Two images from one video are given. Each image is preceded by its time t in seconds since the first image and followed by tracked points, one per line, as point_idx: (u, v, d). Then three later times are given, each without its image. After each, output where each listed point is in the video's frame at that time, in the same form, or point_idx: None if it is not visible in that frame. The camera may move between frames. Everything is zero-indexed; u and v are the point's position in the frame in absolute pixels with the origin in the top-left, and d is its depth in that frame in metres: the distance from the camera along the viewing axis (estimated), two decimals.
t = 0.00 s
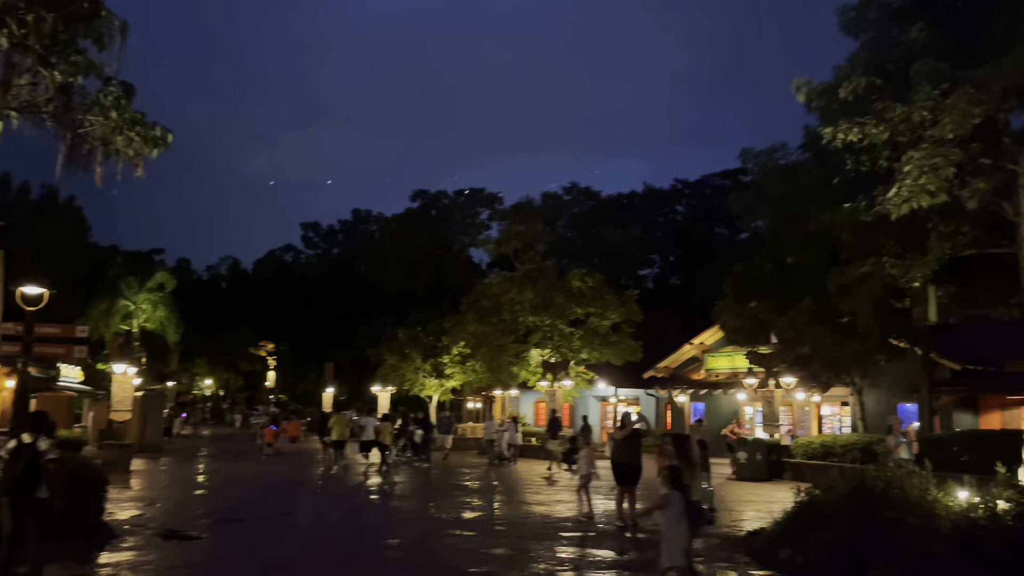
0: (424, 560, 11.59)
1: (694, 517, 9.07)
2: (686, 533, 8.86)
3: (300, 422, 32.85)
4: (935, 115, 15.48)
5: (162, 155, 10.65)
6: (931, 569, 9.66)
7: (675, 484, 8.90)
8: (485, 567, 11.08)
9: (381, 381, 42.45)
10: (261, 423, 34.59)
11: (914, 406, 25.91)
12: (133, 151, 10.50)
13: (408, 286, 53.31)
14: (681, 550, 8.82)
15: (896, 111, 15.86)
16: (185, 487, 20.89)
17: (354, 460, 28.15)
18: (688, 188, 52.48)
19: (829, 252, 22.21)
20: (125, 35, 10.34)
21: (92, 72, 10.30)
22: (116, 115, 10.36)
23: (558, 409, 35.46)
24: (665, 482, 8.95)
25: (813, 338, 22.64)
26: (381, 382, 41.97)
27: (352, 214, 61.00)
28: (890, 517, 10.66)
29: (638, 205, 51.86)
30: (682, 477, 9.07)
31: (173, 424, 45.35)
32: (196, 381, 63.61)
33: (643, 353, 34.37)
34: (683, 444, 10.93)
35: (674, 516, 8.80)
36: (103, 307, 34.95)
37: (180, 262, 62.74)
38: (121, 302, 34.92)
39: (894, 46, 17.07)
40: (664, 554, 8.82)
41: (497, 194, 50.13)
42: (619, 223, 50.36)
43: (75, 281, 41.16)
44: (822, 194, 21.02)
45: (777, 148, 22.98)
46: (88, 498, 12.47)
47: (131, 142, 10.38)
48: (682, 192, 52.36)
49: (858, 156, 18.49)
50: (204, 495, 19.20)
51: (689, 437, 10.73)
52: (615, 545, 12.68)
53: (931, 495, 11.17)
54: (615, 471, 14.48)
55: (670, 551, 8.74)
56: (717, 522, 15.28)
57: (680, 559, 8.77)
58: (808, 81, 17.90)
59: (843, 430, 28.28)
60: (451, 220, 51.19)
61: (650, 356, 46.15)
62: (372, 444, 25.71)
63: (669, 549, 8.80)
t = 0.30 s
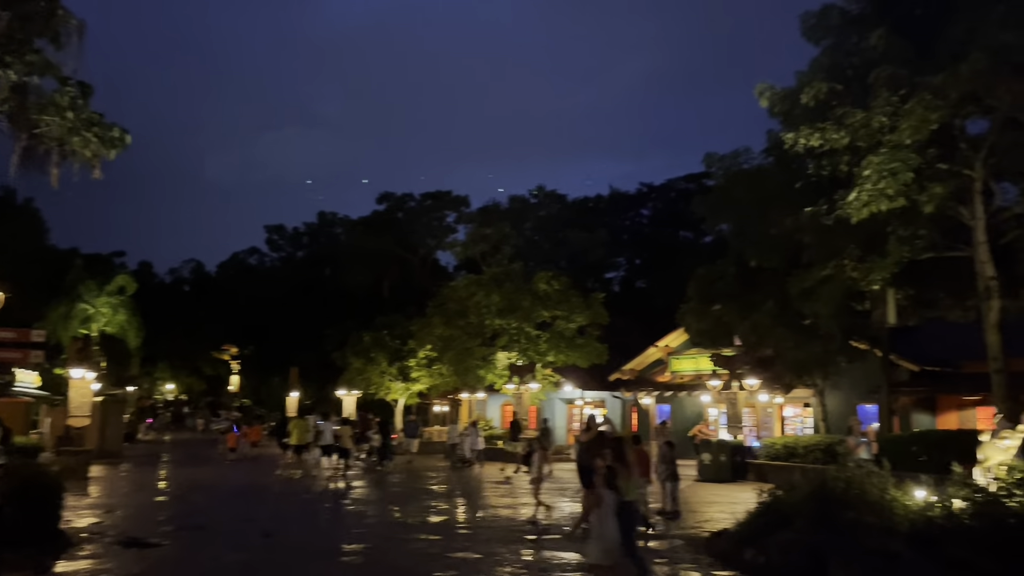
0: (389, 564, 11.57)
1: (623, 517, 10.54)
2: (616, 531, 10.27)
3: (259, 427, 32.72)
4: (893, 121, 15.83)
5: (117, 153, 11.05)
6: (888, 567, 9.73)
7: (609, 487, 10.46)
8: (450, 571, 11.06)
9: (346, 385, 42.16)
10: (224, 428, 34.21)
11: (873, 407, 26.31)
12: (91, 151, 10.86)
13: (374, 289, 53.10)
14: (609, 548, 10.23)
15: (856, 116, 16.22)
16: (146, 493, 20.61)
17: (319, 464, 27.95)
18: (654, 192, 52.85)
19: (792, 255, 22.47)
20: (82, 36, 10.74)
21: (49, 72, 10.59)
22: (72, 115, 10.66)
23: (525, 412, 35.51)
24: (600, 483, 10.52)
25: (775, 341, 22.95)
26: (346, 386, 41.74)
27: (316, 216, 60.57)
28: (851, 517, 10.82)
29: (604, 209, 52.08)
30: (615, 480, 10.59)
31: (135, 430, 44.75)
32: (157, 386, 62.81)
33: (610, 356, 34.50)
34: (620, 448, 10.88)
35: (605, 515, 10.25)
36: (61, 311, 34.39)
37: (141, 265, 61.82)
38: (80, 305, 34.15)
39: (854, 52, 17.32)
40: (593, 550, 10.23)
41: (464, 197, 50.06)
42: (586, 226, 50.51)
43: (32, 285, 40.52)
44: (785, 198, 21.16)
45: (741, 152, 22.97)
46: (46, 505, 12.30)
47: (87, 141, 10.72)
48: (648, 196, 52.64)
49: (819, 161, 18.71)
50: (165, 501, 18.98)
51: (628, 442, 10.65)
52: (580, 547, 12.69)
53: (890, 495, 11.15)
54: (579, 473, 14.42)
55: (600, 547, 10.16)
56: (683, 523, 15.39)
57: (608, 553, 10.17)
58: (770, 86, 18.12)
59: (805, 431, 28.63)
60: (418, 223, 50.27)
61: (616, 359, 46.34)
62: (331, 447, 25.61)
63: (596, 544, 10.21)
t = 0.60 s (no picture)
0: (351, 568, 11.59)
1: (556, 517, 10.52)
2: (546, 532, 10.18)
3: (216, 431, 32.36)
4: (850, 125, 16.13)
5: (70, 153, 11.20)
6: (842, 562, 9.88)
7: (540, 488, 10.38)
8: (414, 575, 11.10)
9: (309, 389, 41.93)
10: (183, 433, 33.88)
11: (833, 406, 26.64)
12: (43, 150, 11.03)
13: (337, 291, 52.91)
14: (539, 547, 10.18)
15: (815, 120, 16.52)
16: (103, 500, 20.37)
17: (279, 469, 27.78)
18: (617, 195, 53.14)
19: (752, 257, 22.72)
20: (34, 34, 10.85)
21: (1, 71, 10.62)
22: (24, 114, 10.76)
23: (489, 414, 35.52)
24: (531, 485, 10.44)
25: (738, 342, 23.49)
26: (309, 389, 41.42)
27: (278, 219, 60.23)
28: (808, 514, 11.06)
29: (568, 211, 52.25)
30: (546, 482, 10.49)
31: (93, 436, 44.14)
32: (117, 391, 61.97)
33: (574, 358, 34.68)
34: (554, 446, 10.82)
35: (534, 517, 10.17)
36: (15, 316, 33.83)
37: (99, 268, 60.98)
38: (35, 310, 33.64)
39: (812, 57, 17.59)
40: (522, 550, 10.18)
41: (428, 199, 49.89)
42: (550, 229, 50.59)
43: None
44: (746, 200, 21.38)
45: (703, 155, 23.22)
46: None
47: (39, 141, 10.87)
48: (612, 198, 52.91)
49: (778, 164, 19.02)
50: (124, 508, 18.79)
51: (556, 440, 10.62)
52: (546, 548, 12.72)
53: (847, 492, 11.58)
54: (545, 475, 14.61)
55: (530, 547, 10.10)
56: (647, 523, 15.49)
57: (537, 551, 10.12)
58: (731, 89, 18.39)
59: (766, 431, 28.98)
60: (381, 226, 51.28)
61: (580, 361, 46.52)
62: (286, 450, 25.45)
63: (527, 542, 10.12)
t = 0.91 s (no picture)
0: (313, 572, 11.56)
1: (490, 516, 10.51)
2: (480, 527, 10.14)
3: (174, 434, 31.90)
4: (810, 127, 16.43)
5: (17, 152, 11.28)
6: (801, 560, 10.04)
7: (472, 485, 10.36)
8: None
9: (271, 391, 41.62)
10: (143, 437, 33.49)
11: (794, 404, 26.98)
12: None
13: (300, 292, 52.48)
14: (474, 545, 10.11)
15: (775, 122, 16.80)
16: (60, 507, 20.07)
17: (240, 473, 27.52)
18: (582, 195, 53.37)
19: (714, 257, 22.96)
20: None
21: None
22: None
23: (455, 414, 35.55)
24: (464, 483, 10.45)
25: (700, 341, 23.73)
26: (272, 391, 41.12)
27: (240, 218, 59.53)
28: (770, 511, 11.17)
29: (533, 211, 52.37)
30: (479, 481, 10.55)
31: (49, 441, 43.44)
32: (74, 395, 61.05)
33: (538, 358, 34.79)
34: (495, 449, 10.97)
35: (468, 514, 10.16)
36: None
37: (55, 270, 60.03)
38: None
39: (772, 59, 17.86)
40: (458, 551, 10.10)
41: (391, 199, 49.74)
42: (515, 229, 50.61)
43: None
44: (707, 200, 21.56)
45: (665, 156, 23.40)
46: None
47: None
48: (576, 198, 53.14)
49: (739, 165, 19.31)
50: (81, 514, 18.52)
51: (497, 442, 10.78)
52: (509, 548, 12.68)
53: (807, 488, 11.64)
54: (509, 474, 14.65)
55: (464, 543, 10.02)
56: (612, 522, 15.63)
57: (472, 551, 10.03)
58: (693, 91, 18.62)
59: (729, 429, 29.28)
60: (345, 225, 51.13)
61: (545, 361, 46.64)
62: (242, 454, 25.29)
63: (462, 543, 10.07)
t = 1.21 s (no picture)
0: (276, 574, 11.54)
1: (428, 518, 10.29)
2: (412, 528, 10.32)
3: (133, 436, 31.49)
4: (771, 129, 16.66)
5: None
6: (762, 557, 10.19)
7: (402, 484, 10.47)
8: None
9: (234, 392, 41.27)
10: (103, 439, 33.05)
11: (756, 402, 27.28)
12: None
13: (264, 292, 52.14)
14: (405, 544, 10.28)
15: (738, 123, 17.01)
16: (17, 511, 19.78)
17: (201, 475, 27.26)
18: (548, 195, 53.55)
19: (678, 257, 23.17)
20: None
21: None
22: None
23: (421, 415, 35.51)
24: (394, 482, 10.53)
25: (664, 340, 23.94)
26: (235, 393, 40.81)
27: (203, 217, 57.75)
28: (732, 509, 11.31)
29: (499, 211, 52.48)
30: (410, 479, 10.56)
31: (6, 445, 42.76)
32: (33, 397, 60.11)
33: (504, 358, 34.87)
34: (440, 446, 10.67)
35: (401, 515, 10.30)
36: None
37: (12, 271, 59.01)
38: None
39: (735, 61, 18.04)
40: (390, 549, 10.30)
41: (356, 198, 49.34)
42: (481, 229, 50.67)
43: None
44: (671, 201, 21.69)
45: (629, 157, 23.54)
46: None
47: None
48: (542, 198, 53.32)
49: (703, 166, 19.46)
50: (39, 519, 18.28)
51: (441, 439, 10.45)
52: (475, 549, 12.65)
53: (768, 486, 11.76)
54: (475, 474, 14.67)
55: (395, 544, 10.19)
56: (576, 521, 15.70)
57: (404, 551, 10.20)
58: (657, 92, 18.78)
59: (693, 427, 29.58)
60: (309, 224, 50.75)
61: (512, 360, 46.76)
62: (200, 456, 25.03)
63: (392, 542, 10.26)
